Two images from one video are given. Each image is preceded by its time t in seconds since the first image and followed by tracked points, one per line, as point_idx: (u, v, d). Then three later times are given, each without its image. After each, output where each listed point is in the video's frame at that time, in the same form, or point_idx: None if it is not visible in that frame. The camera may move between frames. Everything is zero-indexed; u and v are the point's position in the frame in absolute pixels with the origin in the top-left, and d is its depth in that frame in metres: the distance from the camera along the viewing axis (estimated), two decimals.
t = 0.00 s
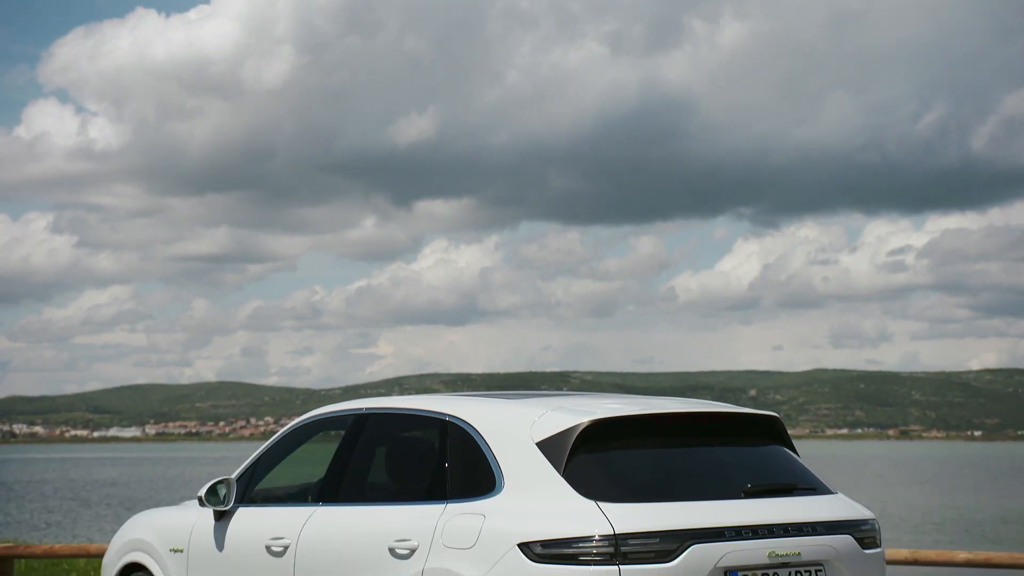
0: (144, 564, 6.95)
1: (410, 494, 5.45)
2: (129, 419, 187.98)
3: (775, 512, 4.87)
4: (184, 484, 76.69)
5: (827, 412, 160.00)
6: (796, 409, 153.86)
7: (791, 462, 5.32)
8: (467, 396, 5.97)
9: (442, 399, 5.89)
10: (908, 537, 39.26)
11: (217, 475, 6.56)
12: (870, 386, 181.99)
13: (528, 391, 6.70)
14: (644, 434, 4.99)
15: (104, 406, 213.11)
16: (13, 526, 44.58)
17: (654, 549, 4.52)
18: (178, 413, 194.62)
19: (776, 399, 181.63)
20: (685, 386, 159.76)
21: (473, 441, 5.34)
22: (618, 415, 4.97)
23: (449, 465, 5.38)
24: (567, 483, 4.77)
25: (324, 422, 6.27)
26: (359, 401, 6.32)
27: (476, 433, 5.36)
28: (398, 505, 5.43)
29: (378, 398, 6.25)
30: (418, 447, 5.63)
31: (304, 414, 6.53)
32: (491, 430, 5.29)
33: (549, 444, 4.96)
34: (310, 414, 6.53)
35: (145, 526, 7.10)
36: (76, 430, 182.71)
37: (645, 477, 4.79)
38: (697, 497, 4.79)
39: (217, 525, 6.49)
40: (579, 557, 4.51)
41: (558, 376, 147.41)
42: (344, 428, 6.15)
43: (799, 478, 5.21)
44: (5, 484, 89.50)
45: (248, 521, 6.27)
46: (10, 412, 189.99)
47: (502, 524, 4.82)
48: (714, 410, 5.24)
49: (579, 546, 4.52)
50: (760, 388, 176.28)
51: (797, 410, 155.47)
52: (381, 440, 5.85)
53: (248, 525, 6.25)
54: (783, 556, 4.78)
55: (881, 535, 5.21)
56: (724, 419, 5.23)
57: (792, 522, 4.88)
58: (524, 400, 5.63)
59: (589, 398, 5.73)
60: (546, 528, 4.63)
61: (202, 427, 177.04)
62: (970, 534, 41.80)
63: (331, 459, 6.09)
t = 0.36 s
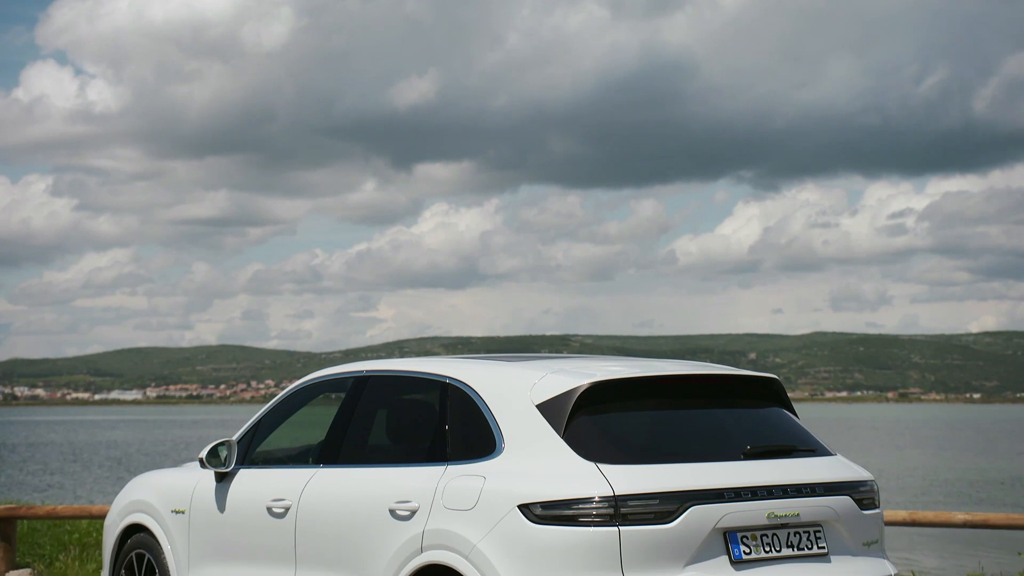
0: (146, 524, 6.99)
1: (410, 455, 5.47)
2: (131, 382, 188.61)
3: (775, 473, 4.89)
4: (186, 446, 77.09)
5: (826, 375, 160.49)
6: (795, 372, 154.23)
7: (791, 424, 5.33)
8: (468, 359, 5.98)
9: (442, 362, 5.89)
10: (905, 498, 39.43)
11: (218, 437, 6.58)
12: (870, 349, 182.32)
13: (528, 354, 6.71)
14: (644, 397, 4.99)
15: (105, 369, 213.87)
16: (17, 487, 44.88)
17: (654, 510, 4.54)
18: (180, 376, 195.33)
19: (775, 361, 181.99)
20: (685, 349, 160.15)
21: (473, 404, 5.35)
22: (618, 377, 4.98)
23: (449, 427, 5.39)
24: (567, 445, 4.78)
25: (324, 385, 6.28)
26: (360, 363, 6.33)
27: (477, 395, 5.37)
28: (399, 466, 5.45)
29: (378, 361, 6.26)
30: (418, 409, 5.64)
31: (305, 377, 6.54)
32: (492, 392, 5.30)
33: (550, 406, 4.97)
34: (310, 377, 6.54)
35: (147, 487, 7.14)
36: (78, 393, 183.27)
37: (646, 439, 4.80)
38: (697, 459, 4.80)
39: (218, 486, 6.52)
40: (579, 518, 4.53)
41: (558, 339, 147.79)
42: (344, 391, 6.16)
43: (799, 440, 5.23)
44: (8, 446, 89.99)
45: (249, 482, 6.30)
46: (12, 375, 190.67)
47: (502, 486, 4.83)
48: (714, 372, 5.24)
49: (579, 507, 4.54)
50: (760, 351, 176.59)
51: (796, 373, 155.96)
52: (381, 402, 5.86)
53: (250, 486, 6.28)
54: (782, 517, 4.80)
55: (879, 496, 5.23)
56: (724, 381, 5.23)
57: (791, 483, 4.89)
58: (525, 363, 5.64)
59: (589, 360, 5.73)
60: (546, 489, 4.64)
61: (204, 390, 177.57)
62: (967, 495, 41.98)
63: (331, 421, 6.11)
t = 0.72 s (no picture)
0: (147, 489, 7.03)
1: (410, 421, 5.48)
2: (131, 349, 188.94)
3: (774, 438, 4.90)
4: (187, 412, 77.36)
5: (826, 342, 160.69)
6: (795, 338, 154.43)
7: (791, 389, 5.33)
8: (467, 325, 5.98)
9: (442, 327, 5.89)
10: (904, 463, 39.56)
11: (219, 402, 6.60)
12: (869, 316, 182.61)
13: (528, 320, 6.70)
14: (644, 362, 5.00)
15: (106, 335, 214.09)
16: (18, 452, 45.08)
17: (654, 475, 4.56)
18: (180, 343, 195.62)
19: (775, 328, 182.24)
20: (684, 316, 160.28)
21: (473, 369, 5.35)
22: (618, 343, 4.97)
23: (449, 392, 5.40)
24: (567, 410, 4.79)
25: (324, 350, 6.29)
26: (359, 329, 6.33)
27: (477, 361, 5.37)
28: (399, 432, 5.47)
29: (378, 327, 6.26)
30: (418, 374, 5.64)
31: (305, 342, 6.55)
32: (491, 358, 5.30)
33: (549, 372, 4.97)
34: (310, 342, 6.55)
35: (148, 452, 7.17)
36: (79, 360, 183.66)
37: (645, 405, 4.81)
38: (697, 425, 4.81)
39: (219, 451, 6.54)
40: (579, 483, 4.54)
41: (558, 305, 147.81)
42: (344, 356, 6.16)
43: (799, 405, 5.23)
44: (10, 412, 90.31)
45: (250, 447, 6.32)
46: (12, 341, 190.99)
47: (501, 451, 4.85)
48: (714, 337, 5.23)
49: (579, 472, 4.55)
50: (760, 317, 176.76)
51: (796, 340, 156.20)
52: (381, 368, 5.86)
53: (250, 451, 6.30)
54: (781, 482, 4.82)
55: (878, 461, 5.24)
56: (724, 347, 5.23)
57: (790, 448, 4.90)
58: (524, 328, 5.64)
59: (589, 326, 5.73)
60: (547, 455, 4.65)
61: (205, 357, 178.01)
62: (966, 460, 42.10)
63: (331, 387, 6.12)
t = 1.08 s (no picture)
0: (148, 457, 7.05)
1: (410, 389, 5.49)
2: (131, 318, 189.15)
3: (774, 406, 4.91)
4: (187, 380, 77.53)
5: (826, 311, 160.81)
6: (795, 307, 154.54)
7: (790, 357, 5.34)
8: (467, 293, 5.97)
9: (442, 295, 5.89)
10: (903, 431, 39.70)
11: (219, 370, 6.61)
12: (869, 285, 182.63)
13: (528, 288, 6.69)
14: (644, 330, 5.00)
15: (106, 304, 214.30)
16: (19, 420, 45.23)
17: (654, 442, 4.57)
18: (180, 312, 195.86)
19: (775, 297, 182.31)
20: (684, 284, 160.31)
21: (473, 337, 5.35)
22: (618, 311, 4.97)
23: (449, 360, 5.40)
24: (567, 378, 4.79)
25: (324, 318, 6.29)
26: (359, 297, 6.33)
27: (476, 329, 5.37)
28: (399, 400, 5.48)
29: (377, 295, 6.25)
30: (418, 342, 5.65)
31: (304, 311, 6.55)
32: (492, 326, 5.30)
33: (549, 340, 4.97)
34: (310, 310, 6.55)
35: (148, 420, 7.18)
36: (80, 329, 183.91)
37: (645, 372, 4.82)
38: (697, 393, 4.81)
39: (219, 419, 6.56)
40: (579, 451, 4.55)
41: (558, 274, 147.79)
42: (344, 325, 6.17)
43: (798, 373, 5.24)
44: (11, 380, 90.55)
45: (250, 415, 6.34)
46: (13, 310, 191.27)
47: (501, 418, 4.86)
48: (714, 305, 5.23)
49: (579, 440, 4.56)
50: (760, 286, 176.79)
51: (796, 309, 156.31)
52: (381, 336, 5.87)
53: (250, 419, 6.32)
54: (781, 449, 4.83)
55: (877, 428, 5.25)
56: (724, 315, 5.23)
57: (790, 415, 4.91)
58: (524, 297, 5.63)
59: (588, 294, 5.73)
60: (546, 422, 4.66)
61: (205, 326, 178.25)
62: (964, 428, 42.25)
63: (331, 355, 6.13)
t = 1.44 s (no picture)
0: (149, 423, 7.07)
1: (410, 355, 5.49)
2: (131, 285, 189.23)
3: (774, 372, 4.91)
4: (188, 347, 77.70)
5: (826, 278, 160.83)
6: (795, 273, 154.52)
7: (791, 323, 5.33)
8: (468, 260, 5.96)
9: (443, 262, 5.88)
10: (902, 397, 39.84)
11: (219, 337, 6.62)
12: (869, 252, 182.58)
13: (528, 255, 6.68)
14: (644, 296, 4.99)
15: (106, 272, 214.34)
16: (20, 387, 45.38)
17: (654, 409, 4.58)
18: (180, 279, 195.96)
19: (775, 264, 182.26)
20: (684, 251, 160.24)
21: (474, 304, 5.35)
22: (618, 277, 4.97)
23: (449, 327, 5.40)
24: (567, 344, 4.80)
25: (324, 285, 6.28)
26: (360, 264, 6.32)
27: (476, 296, 5.37)
28: (399, 366, 5.48)
29: (378, 262, 6.25)
30: (418, 309, 5.64)
31: (304, 277, 6.54)
32: (492, 292, 5.29)
33: (549, 306, 4.97)
34: (310, 277, 6.54)
35: (149, 386, 7.20)
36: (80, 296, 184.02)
37: (644, 339, 4.82)
38: (697, 359, 4.82)
39: (219, 385, 6.57)
40: (579, 417, 4.56)
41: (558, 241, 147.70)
42: (344, 291, 6.16)
43: (799, 340, 5.24)
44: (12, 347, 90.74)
45: (250, 381, 6.35)
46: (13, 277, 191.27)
47: (502, 385, 4.86)
48: (714, 272, 5.22)
49: (579, 406, 4.57)
50: (760, 253, 176.70)
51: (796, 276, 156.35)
52: (381, 302, 5.86)
53: (250, 386, 6.33)
54: (781, 415, 4.84)
55: (877, 394, 5.26)
56: (725, 282, 5.22)
57: (790, 382, 4.92)
58: (524, 263, 5.63)
59: (589, 261, 5.72)
60: (546, 389, 4.67)
61: (205, 293, 178.39)
62: (963, 395, 42.39)
63: (331, 322, 6.12)
